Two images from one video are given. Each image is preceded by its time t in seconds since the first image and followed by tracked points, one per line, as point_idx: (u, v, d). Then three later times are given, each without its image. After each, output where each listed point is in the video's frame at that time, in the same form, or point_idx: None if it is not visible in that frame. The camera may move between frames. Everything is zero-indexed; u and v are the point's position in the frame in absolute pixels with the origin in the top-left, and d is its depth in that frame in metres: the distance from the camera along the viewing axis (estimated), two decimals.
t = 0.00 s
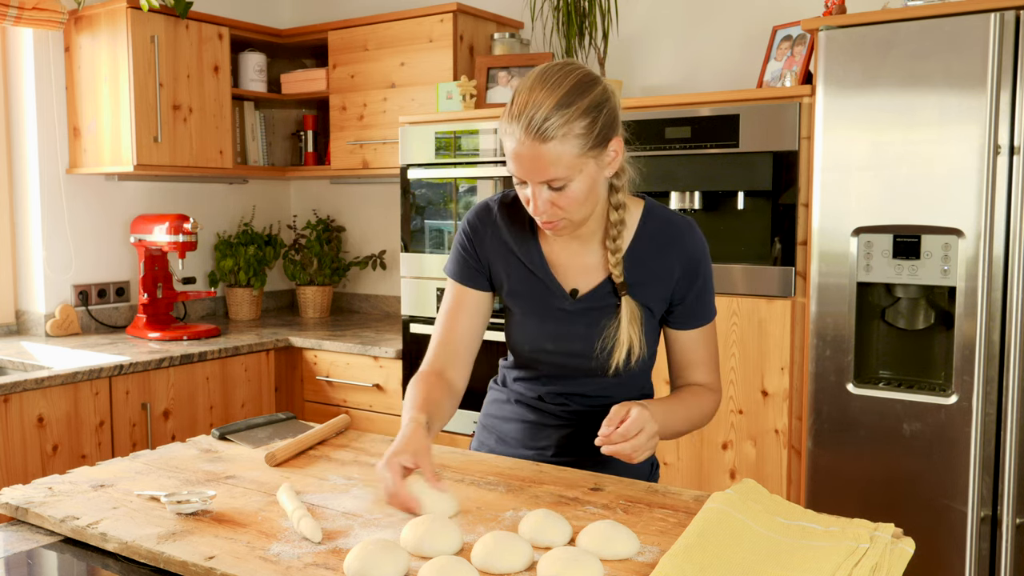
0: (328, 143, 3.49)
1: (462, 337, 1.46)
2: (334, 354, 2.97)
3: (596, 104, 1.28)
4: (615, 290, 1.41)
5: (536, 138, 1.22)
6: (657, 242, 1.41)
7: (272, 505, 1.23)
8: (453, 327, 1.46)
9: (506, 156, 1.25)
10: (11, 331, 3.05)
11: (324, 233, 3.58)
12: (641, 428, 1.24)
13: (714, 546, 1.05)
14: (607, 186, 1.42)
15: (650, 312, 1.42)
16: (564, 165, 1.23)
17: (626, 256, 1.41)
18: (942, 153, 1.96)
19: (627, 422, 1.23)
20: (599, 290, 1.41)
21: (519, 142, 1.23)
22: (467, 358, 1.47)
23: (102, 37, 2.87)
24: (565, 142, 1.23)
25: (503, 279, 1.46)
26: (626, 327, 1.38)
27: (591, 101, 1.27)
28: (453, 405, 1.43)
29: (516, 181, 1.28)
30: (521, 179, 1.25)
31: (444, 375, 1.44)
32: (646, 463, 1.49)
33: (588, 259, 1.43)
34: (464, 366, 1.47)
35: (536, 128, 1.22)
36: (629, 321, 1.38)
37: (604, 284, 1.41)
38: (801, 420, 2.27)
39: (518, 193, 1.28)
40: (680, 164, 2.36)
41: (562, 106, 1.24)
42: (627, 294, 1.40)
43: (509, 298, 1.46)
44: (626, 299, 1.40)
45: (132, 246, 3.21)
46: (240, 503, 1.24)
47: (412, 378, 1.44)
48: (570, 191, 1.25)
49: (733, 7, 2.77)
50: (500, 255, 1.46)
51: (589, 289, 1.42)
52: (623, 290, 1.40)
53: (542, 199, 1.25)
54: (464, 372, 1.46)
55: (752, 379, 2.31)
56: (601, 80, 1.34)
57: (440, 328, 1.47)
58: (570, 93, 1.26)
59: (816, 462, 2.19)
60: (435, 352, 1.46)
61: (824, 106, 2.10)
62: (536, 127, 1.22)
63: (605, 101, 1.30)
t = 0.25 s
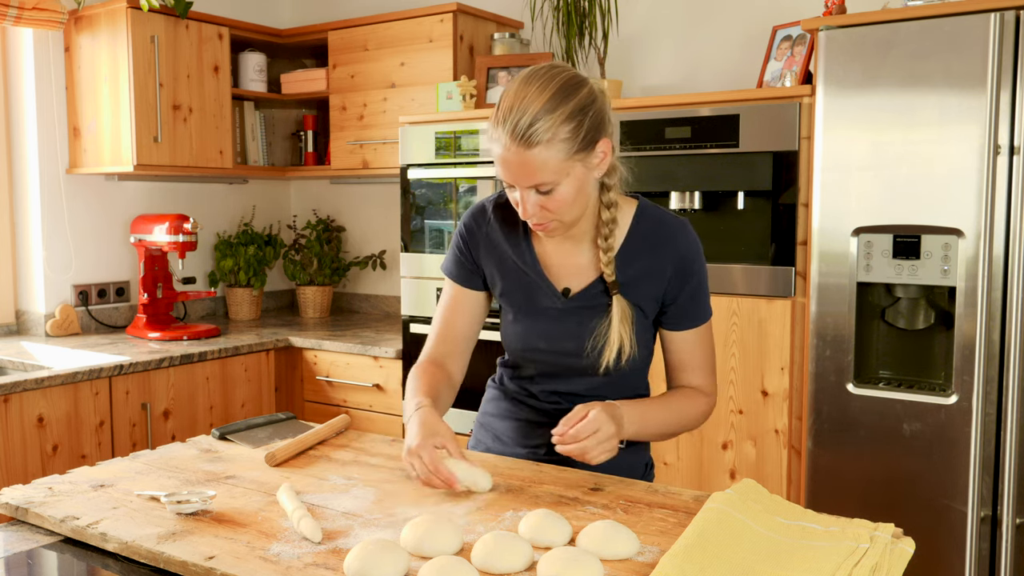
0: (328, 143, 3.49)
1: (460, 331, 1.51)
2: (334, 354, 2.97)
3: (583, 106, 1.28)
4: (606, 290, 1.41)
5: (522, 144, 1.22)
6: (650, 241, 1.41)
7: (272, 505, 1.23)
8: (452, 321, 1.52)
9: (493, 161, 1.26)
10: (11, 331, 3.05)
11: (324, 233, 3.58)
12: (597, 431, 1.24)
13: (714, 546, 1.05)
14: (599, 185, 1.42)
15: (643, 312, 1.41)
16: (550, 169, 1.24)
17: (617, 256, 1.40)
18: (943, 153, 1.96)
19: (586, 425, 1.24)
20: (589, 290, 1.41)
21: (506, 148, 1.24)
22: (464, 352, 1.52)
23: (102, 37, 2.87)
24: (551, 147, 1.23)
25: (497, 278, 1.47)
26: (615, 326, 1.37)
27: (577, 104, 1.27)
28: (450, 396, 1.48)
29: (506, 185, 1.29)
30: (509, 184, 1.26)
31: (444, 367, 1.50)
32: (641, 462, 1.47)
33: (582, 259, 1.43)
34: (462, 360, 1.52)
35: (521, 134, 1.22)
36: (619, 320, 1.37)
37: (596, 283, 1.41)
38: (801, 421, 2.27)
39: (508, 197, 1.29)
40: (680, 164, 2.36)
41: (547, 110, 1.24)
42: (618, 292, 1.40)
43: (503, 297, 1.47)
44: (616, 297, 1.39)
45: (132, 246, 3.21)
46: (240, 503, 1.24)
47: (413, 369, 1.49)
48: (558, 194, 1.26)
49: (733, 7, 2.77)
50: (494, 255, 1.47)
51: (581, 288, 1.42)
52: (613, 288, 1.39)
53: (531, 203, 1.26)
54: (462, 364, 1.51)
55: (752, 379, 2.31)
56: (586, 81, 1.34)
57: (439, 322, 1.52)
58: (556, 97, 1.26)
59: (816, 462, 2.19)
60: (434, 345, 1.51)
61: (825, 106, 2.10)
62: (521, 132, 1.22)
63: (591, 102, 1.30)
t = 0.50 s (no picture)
0: (328, 143, 3.49)
1: (460, 332, 1.51)
2: (334, 354, 2.97)
3: (560, 104, 1.28)
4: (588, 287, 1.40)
5: (500, 144, 1.23)
6: (630, 239, 1.40)
7: (272, 505, 1.23)
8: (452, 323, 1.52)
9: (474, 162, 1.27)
10: (11, 331, 3.05)
11: (324, 233, 3.58)
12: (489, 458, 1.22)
13: (714, 546, 1.05)
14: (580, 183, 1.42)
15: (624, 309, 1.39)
16: (530, 168, 1.24)
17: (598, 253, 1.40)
18: (943, 153, 1.96)
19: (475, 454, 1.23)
20: (572, 288, 1.41)
21: (485, 149, 1.24)
22: (467, 352, 1.52)
23: (102, 37, 2.87)
24: (529, 146, 1.23)
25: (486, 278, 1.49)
26: (595, 322, 1.36)
27: (554, 101, 1.28)
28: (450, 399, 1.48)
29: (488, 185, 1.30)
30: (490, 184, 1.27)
31: (444, 370, 1.50)
32: (635, 462, 1.47)
33: (566, 256, 1.43)
34: (465, 361, 1.52)
35: (499, 135, 1.23)
36: (598, 317, 1.36)
37: (578, 282, 1.40)
38: (801, 420, 2.27)
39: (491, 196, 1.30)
40: (680, 164, 2.36)
41: (524, 109, 1.24)
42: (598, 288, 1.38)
43: (492, 296, 1.48)
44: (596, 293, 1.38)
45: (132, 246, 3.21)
46: (240, 503, 1.24)
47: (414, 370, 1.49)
48: (539, 193, 1.26)
49: (733, 7, 2.77)
50: (483, 255, 1.49)
51: (564, 286, 1.42)
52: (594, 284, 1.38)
53: (512, 202, 1.27)
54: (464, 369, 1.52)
55: (752, 379, 2.31)
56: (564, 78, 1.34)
57: (440, 323, 1.53)
58: (532, 96, 1.26)
59: (816, 462, 2.19)
60: (437, 346, 1.52)
61: (825, 106, 2.10)
62: (500, 133, 1.23)
63: (568, 100, 1.30)
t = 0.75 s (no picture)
0: (328, 143, 3.49)
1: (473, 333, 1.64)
2: (334, 354, 2.97)
3: (547, 100, 1.28)
4: (572, 285, 1.40)
5: (489, 140, 1.23)
6: (611, 236, 1.39)
7: (272, 505, 1.23)
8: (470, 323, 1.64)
9: (463, 157, 1.27)
10: (11, 331, 3.05)
11: (324, 233, 3.58)
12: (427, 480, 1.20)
13: (714, 546, 1.05)
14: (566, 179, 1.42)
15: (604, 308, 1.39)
16: (518, 165, 1.25)
17: (582, 250, 1.39)
18: (943, 153, 1.96)
19: (417, 474, 1.21)
20: (556, 286, 1.42)
21: (473, 145, 1.25)
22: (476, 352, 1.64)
23: (102, 37, 2.87)
24: (518, 143, 1.24)
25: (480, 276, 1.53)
26: (577, 320, 1.38)
27: (541, 98, 1.28)
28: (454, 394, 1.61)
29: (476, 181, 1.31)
30: (478, 180, 1.27)
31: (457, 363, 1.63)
32: (632, 461, 1.47)
33: (551, 255, 1.44)
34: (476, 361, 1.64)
35: (488, 130, 1.23)
36: (581, 315, 1.37)
37: (563, 280, 1.41)
38: (802, 420, 2.27)
39: (478, 191, 1.31)
40: (680, 164, 2.36)
41: (512, 105, 1.24)
42: (582, 286, 1.39)
43: (485, 294, 1.52)
44: (579, 290, 1.38)
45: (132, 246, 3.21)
46: (240, 503, 1.24)
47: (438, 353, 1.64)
48: (526, 189, 1.27)
49: (732, 7, 2.77)
50: (477, 254, 1.53)
51: (550, 284, 1.43)
52: (577, 282, 1.38)
53: (499, 197, 1.28)
54: (477, 366, 1.64)
55: (753, 379, 2.31)
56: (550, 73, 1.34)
57: (458, 321, 1.64)
58: (520, 92, 1.26)
59: (816, 462, 2.19)
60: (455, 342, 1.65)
61: (825, 106, 2.10)
62: (488, 129, 1.23)
63: (555, 96, 1.31)
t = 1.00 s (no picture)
0: (328, 143, 3.49)
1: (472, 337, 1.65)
2: (334, 354, 2.97)
3: (517, 94, 1.29)
4: (549, 280, 1.41)
5: (458, 132, 1.23)
6: (585, 228, 1.38)
7: (271, 506, 1.23)
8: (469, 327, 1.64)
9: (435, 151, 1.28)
10: (11, 331, 3.05)
11: (324, 233, 3.58)
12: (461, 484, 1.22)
13: (714, 546, 1.05)
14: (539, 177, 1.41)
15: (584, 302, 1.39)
16: (487, 155, 1.25)
17: (558, 245, 1.39)
18: (943, 153, 1.96)
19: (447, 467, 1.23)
20: (535, 282, 1.42)
21: (444, 137, 1.25)
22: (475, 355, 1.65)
23: (102, 37, 2.87)
24: (487, 133, 1.24)
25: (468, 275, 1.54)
26: (555, 316, 1.38)
27: (513, 91, 1.28)
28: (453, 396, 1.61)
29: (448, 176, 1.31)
30: (450, 172, 1.27)
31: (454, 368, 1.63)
32: (628, 462, 1.47)
33: (530, 251, 1.44)
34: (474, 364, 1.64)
35: (457, 121, 1.23)
36: (558, 311, 1.38)
37: (541, 275, 1.42)
38: (801, 420, 2.27)
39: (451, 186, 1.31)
40: (680, 164, 2.36)
41: (481, 97, 1.24)
42: (558, 281, 1.39)
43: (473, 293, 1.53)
44: (556, 286, 1.38)
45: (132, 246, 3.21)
46: (240, 503, 1.24)
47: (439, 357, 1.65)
48: (497, 181, 1.27)
49: (732, 7, 2.77)
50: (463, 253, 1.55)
51: (530, 281, 1.44)
52: (554, 278, 1.39)
53: (471, 190, 1.27)
54: (473, 372, 1.64)
55: (753, 379, 2.31)
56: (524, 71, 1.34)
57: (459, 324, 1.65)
58: (490, 85, 1.26)
59: (816, 462, 2.19)
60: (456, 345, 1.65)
61: (825, 106, 2.10)
62: (458, 120, 1.23)
63: (527, 91, 1.31)
